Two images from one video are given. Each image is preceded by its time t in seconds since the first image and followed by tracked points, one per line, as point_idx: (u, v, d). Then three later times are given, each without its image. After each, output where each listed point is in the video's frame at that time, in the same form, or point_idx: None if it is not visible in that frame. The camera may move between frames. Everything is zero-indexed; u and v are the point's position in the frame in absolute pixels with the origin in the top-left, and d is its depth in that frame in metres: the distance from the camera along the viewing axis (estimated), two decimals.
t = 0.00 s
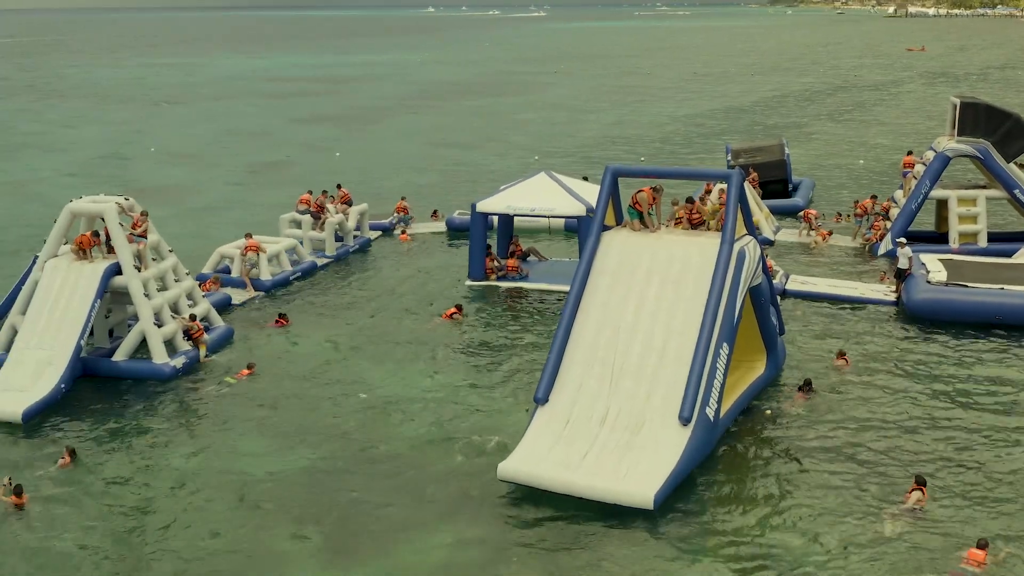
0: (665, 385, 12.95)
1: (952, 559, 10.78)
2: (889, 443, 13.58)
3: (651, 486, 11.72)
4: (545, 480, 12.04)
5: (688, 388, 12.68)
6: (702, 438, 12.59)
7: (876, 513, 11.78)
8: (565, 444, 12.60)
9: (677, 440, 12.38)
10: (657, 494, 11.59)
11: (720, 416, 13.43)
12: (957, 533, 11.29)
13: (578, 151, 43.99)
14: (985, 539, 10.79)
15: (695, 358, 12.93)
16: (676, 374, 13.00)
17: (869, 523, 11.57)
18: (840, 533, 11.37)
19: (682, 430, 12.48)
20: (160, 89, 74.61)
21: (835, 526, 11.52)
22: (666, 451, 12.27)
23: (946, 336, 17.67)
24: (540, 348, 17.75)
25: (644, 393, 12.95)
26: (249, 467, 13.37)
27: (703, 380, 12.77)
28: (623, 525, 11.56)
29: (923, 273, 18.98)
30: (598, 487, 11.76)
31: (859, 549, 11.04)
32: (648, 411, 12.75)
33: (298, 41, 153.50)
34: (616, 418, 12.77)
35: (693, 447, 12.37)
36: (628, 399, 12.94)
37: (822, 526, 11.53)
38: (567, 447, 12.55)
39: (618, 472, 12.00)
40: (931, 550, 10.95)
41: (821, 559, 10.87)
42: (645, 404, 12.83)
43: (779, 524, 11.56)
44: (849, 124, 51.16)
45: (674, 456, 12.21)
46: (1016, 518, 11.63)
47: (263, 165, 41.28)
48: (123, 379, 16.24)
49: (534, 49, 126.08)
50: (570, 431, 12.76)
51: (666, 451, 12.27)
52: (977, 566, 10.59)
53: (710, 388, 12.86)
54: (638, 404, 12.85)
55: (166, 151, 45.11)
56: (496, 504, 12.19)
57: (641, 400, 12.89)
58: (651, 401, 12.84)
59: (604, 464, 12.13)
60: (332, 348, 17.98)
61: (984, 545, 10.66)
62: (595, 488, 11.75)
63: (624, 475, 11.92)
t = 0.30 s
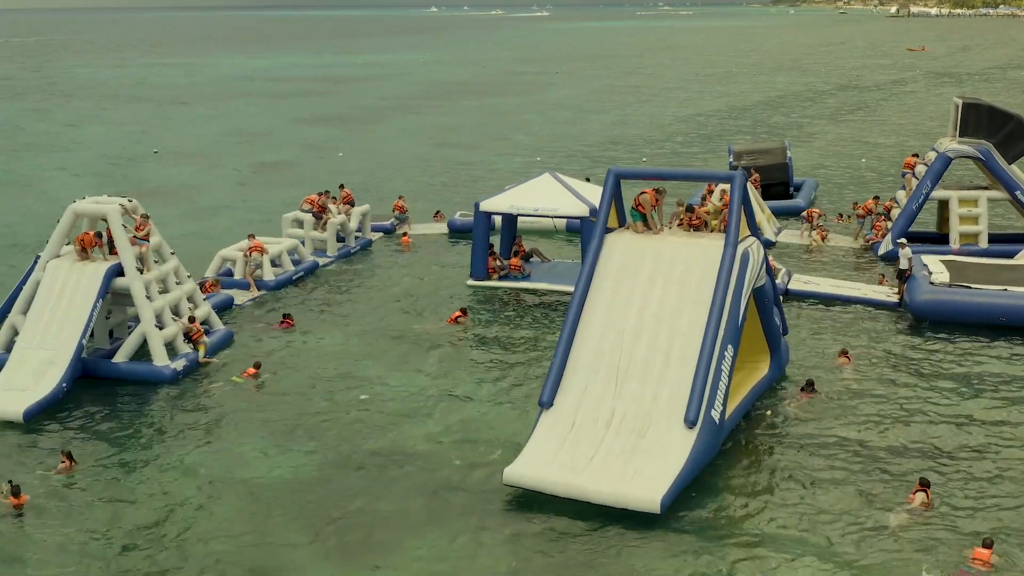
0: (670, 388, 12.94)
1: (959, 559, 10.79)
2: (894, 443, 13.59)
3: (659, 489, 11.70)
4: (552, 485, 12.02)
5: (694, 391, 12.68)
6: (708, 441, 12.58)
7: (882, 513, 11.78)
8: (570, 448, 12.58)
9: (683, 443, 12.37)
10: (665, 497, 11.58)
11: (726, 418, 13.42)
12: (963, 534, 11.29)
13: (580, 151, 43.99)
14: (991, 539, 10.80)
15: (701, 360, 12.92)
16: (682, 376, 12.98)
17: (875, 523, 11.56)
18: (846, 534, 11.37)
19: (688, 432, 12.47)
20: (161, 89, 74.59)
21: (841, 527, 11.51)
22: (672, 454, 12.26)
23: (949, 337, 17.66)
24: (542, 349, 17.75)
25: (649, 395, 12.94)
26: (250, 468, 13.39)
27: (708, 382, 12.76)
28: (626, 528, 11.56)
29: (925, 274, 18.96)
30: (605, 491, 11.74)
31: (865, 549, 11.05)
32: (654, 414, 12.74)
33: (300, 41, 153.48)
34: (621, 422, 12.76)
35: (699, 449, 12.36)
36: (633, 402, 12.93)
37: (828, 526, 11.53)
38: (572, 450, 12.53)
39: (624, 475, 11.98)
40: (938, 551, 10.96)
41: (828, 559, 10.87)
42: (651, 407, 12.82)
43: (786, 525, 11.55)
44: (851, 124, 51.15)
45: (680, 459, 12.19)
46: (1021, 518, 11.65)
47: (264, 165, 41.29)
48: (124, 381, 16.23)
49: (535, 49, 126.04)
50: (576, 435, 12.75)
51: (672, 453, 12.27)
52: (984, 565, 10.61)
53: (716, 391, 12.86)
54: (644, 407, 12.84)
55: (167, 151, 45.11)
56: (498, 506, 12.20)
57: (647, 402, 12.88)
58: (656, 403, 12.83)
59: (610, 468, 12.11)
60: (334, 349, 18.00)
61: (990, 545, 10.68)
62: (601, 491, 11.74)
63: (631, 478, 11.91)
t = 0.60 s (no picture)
0: (672, 393, 12.93)
1: (960, 559, 10.85)
2: (894, 446, 13.61)
3: (661, 496, 11.70)
4: (554, 491, 12.03)
5: (696, 395, 12.67)
6: (710, 445, 12.58)
7: (884, 515, 11.82)
8: (572, 454, 12.58)
9: (685, 448, 12.36)
10: (666, 503, 11.59)
11: (728, 421, 13.43)
12: (964, 534, 11.36)
13: (579, 151, 43.97)
14: (992, 539, 10.88)
15: (702, 364, 12.91)
16: (684, 381, 12.97)
17: (875, 525, 11.62)
18: (847, 535, 11.41)
19: (689, 437, 12.47)
20: (161, 89, 74.56)
21: (842, 529, 11.55)
22: (674, 459, 12.26)
23: (949, 338, 17.67)
24: (542, 351, 17.75)
25: (651, 400, 12.94)
26: (249, 470, 13.40)
27: (711, 387, 12.76)
28: (626, 528, 11.56)
29: (925, 275, 18.97)
30: (608, 497, 11.74)
31: (867, 550, 11.10)
32: (656, 419, 12.74)
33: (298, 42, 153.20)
34: (623, 427, 12.75)
35: (701, 454, 12.36)
36: (635, 407, 12.93)
37: (829, 529, 11.57)
38: (574, 457, 12.53)
39: (626, 481, 11.99)
40: (939, 551, 11.02)
41: (829, 561, 10.91)
42: (653, 412, 12.81)
43: (788, 526, 11.61)
44: (851, 124, 51.14)
45: (682, 464, 12.19)
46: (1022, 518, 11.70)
47: (263, 165, 41.28)
48: (122, 383, 16.22)
49: (534, 49, 125.94)
50: (578, 441, 12.74)
51: (674, 458, 12.27)
52: (985, 565, 10.68)
53: (718, 395, 12.85)
54: (646, 412, 12.84)
55: (166, 151, 45.12)
56: (497, 508, 12.21)
57: (648, 408, 12.87)
58: (658, 408, 12.83)
59: (612, 474, 12.11)
60: (334, 351, 18.02)
61: (991, 545, 10.75)
62: (604, 498, 11.75)
63: (632, 484, 11.92)
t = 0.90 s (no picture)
0: (672, 397, 12.96)
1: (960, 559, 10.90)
2: (895, 447, 13.64)
3: (661, 500, 11.74)
4: (555, 495, 12.07)
5: (696, 400, 12.71)
6: (710, 449, 12.62)
7: (885, 516, 11.86)
8: (573, 458, 12.63)
9: (685, 453, 12.40)
10: (666, 507, 11.63)
11: (728, 425, 13.46)
12: (965, 535, 11.40)
13: (580, 151, 43.96)
14: (993, 540, 10.92)
15: (703, 368, 12.95)
16: (684, 385, 13.01)
17: (876, 526, 11.65)
18: (849, 537, 11.45)
19: (690, 441, 12.51)
20: (161, 89, 74.56)
21: (844, 531, 11.58)
22: (674, 464, 12.30)
23: (950, 339, 17.70)
24: (542, 353, 17.77)
25: (651, 404, 12.97)
26: (250, 471, 13.45)
27: (710, 391, 12.79)
28: (624, 530, 11.60)
29: (925, 276, 18.99)
30: (607, 502, 11.79)
31: (868, 552, 11.13)
32: (656, 423, 12.77)
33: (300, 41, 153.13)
34: (623, 431, 12.79)
35: (701, 458, 12.40)
36: (635, 411, 12.97)
37: (830, 530, 11.61)
38: (575, 461, 12.57)
39: (626, 485, 12.03)
40: (940, 552, 11.05)
41: (831, 563, 10.94)
42: (653, 416, 12.85)
43: (789, 528, 11.65)
44: (851, 125, 51.12)
45: (683, 468, 12.23)
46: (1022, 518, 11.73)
47: (263, 166, 41.30)
48: (122, 384, 16.27)
49: (535, 49, 125.79)
50: (578, 445, 12.79)
51: (674, 462, 12.31)
52: (985, 565, 10.72)
53: (718, 399, 12.90)
54: (646, 416, 12.88)
55: (166, 151, 45.15)
56: (497, 510, 12.25)
57: (648, 412, 12.91)
58: (658, 412, 12.87)
59: (613, 478, 12.15)
60: (334, 352, 18.06)
61: (991, 545, 10.79)
62: (604, 502, 11.80)
63: (633, 488, 11.97)
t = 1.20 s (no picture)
0: (672, 399, 12.99)
1: (960, 559, 10.98)
2: (895, 448, 13.71)
3: (661, 502, 11.77)
4: (556, 496, 12.12)
5: (696, 402, 12.74)
6: (710, 451, 12.66)
7: (885, 517, 11.93)
8: (573, 458, 12.67)
9: (684, 455, 12.43)
10: (666, 509, 11.66)
11: (728, 427, 13.50)
12: (965, 535, 11.48)
13: (580, 152, 43.98)
14: (993, 540, 10.99)
15: (703, 369, 12.98)
16: (684, 387, 13.05)
17: (877, 526, 11.72)
18: (849, 537, 11.51)
19: (689, 443, 12.54)
20: (162, 88, 74.58)
21: (844, 531, 11.65)
22: (674, 465, 12.34)
23: (950, 340, 17.74)
24: (543, 354, 17.81)
25: (651, 406, 13.01)
26: (251, 472, 13.51)
27: (710, 393, 12.82)
28: (623, 531, 11.65)
29: (925, 277, 19.02)
30: (607, 503, 11.83)
31: (868, 552, 11.19)
32: (656, 425, 12.81)
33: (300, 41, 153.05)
34: (623, 432, 12.83)
35: (700, 460, 12.44)
36: (635, 412, 13.01)
37: (831, 531, 11.67)
38: (575, 461, 12.61)
39: (626, 486, 12.07)
40: (940, 552, 11.12)
41: (831, 563, 11.02)
42: (653, 417, 12.89)
43: (791, 528, 11.71)
44: (851, 125, 51.12)
45: (682, 470, 12.26)
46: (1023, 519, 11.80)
47: (263, 166, 41.34)
48: (123, 385, 16.32)
49: (535, 49, 125.75)
50: (578, 446, 12.83)
51: (673, 464, 12.35)
52: (985, 565, 10.80)
53: (718, 401, 12.93)
54: (646, 418, 12.91)
55: (166, 151, 45.20)
56: (497, 510, 12.31)
57: (648, 413, 12.95)
58: (658, 414, 12.90)
59: (612, 480, 12.19)
60: (335, 353, 18.10)
61: (992, 545, 10.87)
62: (603, 503, 11.84)
63: (632, 489, 12.00)
